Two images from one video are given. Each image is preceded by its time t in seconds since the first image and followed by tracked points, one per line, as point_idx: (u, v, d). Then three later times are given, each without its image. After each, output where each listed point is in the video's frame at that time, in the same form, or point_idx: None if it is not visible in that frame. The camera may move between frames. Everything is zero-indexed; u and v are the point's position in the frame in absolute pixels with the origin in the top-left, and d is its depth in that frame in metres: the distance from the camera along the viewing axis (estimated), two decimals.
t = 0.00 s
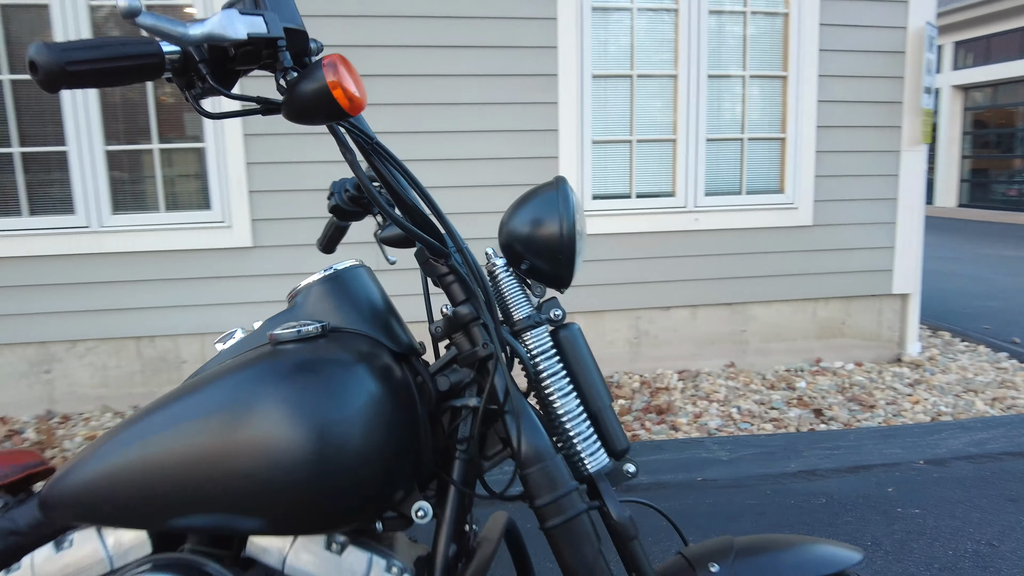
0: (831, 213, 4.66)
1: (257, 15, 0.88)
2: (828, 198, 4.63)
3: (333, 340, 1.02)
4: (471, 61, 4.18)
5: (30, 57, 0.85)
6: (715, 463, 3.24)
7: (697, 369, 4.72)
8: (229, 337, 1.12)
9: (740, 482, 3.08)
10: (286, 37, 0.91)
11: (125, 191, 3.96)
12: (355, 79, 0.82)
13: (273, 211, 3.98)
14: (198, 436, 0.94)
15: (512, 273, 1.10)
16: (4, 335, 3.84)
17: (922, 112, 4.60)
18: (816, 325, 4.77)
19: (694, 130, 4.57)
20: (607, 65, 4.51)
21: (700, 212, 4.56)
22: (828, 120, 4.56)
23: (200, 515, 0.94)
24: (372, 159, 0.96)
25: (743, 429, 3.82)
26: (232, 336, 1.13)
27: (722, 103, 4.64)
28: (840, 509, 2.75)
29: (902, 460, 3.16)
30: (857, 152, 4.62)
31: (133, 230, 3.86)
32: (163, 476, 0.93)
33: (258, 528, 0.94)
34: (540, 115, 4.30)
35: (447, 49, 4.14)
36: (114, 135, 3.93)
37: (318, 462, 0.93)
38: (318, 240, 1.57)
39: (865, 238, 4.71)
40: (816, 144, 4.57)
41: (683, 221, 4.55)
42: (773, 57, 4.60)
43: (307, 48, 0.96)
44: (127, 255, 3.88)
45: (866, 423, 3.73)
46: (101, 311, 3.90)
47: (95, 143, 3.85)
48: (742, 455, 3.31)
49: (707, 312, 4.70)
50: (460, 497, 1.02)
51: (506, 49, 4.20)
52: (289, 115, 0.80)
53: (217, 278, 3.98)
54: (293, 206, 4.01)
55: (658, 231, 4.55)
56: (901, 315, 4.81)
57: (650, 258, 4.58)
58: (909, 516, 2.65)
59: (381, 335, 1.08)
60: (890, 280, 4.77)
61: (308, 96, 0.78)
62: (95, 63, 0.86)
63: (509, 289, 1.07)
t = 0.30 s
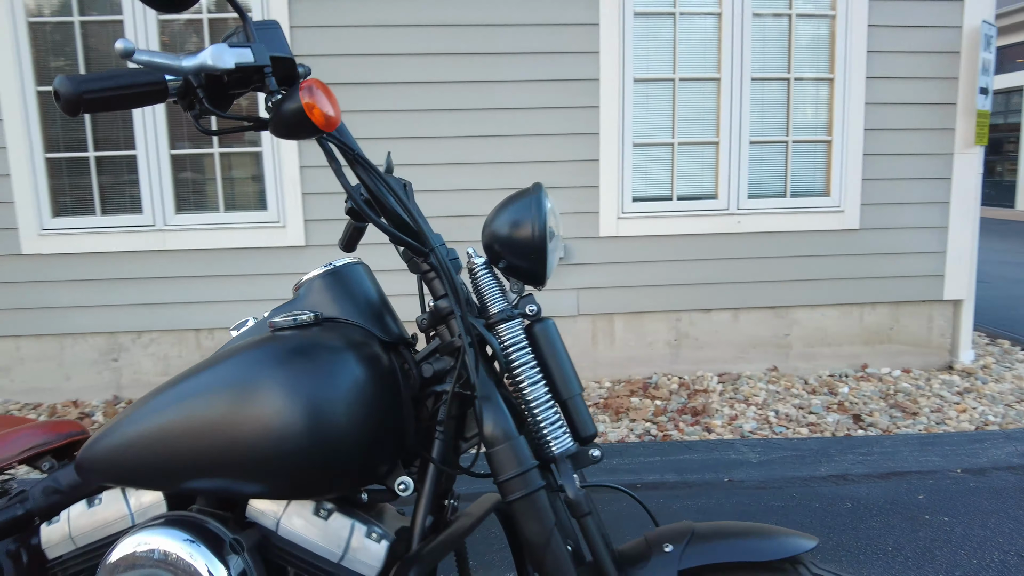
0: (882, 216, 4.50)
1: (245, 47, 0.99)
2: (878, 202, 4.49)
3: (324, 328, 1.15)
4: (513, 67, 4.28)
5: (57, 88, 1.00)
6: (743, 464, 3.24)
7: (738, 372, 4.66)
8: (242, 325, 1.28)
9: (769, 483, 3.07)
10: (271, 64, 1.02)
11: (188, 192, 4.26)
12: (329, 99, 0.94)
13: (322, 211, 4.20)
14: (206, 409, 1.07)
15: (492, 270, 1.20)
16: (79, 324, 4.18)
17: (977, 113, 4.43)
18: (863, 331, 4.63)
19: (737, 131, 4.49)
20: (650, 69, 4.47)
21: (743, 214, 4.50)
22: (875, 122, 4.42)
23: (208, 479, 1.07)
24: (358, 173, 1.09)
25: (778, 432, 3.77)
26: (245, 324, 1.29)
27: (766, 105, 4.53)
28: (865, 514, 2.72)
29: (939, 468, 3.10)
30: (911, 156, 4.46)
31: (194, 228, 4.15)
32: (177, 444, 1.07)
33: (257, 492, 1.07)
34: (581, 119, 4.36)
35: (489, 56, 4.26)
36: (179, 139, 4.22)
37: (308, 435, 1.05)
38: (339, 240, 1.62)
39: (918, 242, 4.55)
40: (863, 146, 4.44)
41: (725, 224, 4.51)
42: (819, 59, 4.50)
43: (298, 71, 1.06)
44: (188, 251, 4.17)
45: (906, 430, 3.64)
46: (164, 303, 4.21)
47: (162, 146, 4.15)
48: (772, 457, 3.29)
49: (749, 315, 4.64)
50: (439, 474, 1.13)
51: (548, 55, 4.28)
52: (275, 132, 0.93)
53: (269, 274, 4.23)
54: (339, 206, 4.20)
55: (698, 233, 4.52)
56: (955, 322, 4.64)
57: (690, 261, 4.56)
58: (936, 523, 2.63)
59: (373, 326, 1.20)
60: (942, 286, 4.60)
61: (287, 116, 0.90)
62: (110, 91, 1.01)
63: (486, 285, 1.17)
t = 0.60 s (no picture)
0: (906, 218, 4.41)
1: (219, 69, 1.06)
2: (903, 203, 4.40)
3: (302, 320, 1.27)
4: (532, 71, 4.35)
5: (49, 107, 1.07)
6: (750, 464, 3.25)
7: (758, 373, 4.63)
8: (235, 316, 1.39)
9: (775, 482, 3.07)
10: (245, 84, 1.08)
11: (222, 192, 4.46)
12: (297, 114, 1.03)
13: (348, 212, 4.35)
14: (193, 393, 1.19)
15: (458, 269, 1.29)
16: (120, 318, 4.43)
17: (1007, 114, 4.28)
18: (887, 334, 4.55)
19: (758, 131, 4.45)
20: (670, 71, 4.49)
21: (763, 216, 4.47)
22: (899, 124, 4.32)
23: (198, 455, 1.19)
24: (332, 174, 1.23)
25: (792, 433, 3.74)
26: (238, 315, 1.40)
27: (789, 106, 4.48)
28: (868, 516, 2.72)
29: (950, 472, 3.06)
30: (939, 158, 4.36)
31: (226, 227, 4.35)
32: (169, 423, 1.19)
33: (241, 467, 1.19)
34: (599, 121, 4.40)
35: (508, 60, 4.34)
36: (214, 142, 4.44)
37: (286, 417, 1.16)
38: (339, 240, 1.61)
39: (944, 244, 4.45)
40: (887, 148, 4.34)
41: (745, 225, 4.49)
42: (843, 59, 4.40)
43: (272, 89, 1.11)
44: (220, 249, 4.37)
45: (922, 433, 3.58)
46: (199, 297, 4.42)
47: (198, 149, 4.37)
48: (780, 457, 3.30)
49: (770, 317, 4.60)
50: (408, 455, 1.23)
51: (568, 58, 4.34)
52: (250, 145, 1.03)
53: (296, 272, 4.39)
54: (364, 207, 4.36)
55: (717, 234, 4.51)
56: (982, 325, 4.54)
57: (710, 262, 4.56)
58: (940, 526, 2.62)
59: (350, 319, 1.31)
60: (969, 289, 4.51)
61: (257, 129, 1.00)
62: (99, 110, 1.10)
63: (453, 281, 1.26)
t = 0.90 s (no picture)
0: (923, 216, 4.36)
1: (199, 68, 1.20)
2: (924, 202, 4.35)
3: (283, 294, 1.42)
4: (547, 71, 4.44)
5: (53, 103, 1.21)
6: (751, 455, 3.28)
7: (772, 370, 4.62)
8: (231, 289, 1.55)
9: (775, 474, 3.09)
10: (223, 81, 1.21)
11: (253, 189, 4.69)
12: (267, 104, 1.19)
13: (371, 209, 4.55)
14: (183, 359, 1.33)
15: (425, 249, 1.42)
16: (156, 308, 4.69)
17: None
18: (905, 332, 4.50)
19: (773, 128, 4.43)
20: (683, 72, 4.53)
21: (778, 213, 4.45)
22: (917, 122, 4.26)
23: (191, 413, 1.33)
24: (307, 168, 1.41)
25: (800, 427, 3.74)
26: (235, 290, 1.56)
27: (803, 104, 4.46)
28: (862, 508, 2.73)
29: (955, 467, 3.03)
30: (960, 155, 4.29)
31: (254, 223, 4.57)
32: (162, 386, 1.34)
33: (228, 426, 1.34)
34: (614, 120, 4.45)
35: (524, 61, 4.43)
36: (244, 142, 4.67)
37: (265, 381, 1.30)
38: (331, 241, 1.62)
39: (963, 242, 4.39)
40: (904, 145, 4.29)
41: (760, 222, 4.47)
42: (859, 57, 4.36)
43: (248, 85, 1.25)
44: (249, 243, 4.60)
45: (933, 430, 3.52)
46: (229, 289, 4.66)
47: (229, 148, 4.59)
48: (782, 450, 3.32)
49: (786, 313, 4.59)
50: (376, 418, 1.36)
51: (582, 59, 4.41)
52: (228, 134, 1.19)
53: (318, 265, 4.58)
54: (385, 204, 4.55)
55: (732, 231, 4.51)
56: (1003, 324, 4.46)
57: (724, 259, 4.56)
58: (934, 519, 2.61)
59: (328, 296, 1.45)
60: (989, 288, 4.43)
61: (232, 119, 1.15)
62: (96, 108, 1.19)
63: (419, 260, 1.39)
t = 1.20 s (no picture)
0: (949, 217, 4.32)
1: (223, 82, 1.36)
2: (947, 202, 4.30)
3: (299, 282, 1.58)
4: (571, 74, 4.47)
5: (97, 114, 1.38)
6: (764, 449, 3.33)
7: (794, 369, 4.60)
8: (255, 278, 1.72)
9: (786, 468, 3.12)
10: (244, 92, 1.38)
11: (293, 189, 4.90)
12: (282, 113, 1.36)
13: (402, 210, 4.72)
14: (210, 339, 1.50)
15: (426, 243, 1.56)
16: (198, 300, 4.95)
17: None
18: (930, 333, 4.45)
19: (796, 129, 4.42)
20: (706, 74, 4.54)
21: (801, 213, 4.44)
22: (943, 122, 4.22)
23: (216, 385, 1.50)
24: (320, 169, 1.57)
25: (817, 424, 3.75)
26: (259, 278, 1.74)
27: (828, 105, 4.43)
28: (869, 502, 2.77)
29: (968, 466, 3.03)
30: (988, 156, 4.24)
31: (291, 221, 4.79)
32: (192, 363, 1.51)
33: (249, 398, 1.50)
34: (637, 122, 4.48)
35: (552, 65, 4.47)
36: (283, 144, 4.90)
37: (281, 358, 1.45)
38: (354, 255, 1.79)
39: (991, 243, 4.33)
40: (929, 146, 4.25)
41: (783, 222, 4.47)
42: (885, 58, 4.32)
43: (266, 96, 1.42)
44: (285, 240, 4.83)
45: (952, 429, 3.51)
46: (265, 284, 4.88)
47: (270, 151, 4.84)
48: (794, 445, 3.36)
49: (809, 312, 4.56)
50: (380, 394, 1.50)
51: (605, 62, 4.43)
52: (248, 138, 1.36)
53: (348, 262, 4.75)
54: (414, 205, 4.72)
55: (754, 233, 4.51)
56: None
57: (747, 259, 4.55)
58: (941, 514, 2.64)
59: (339, 284, 1.60)
60: (1017, 289, 4.37)
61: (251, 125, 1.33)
62: (135, 116, 1.36)
63: (420, 252, 1.53)
